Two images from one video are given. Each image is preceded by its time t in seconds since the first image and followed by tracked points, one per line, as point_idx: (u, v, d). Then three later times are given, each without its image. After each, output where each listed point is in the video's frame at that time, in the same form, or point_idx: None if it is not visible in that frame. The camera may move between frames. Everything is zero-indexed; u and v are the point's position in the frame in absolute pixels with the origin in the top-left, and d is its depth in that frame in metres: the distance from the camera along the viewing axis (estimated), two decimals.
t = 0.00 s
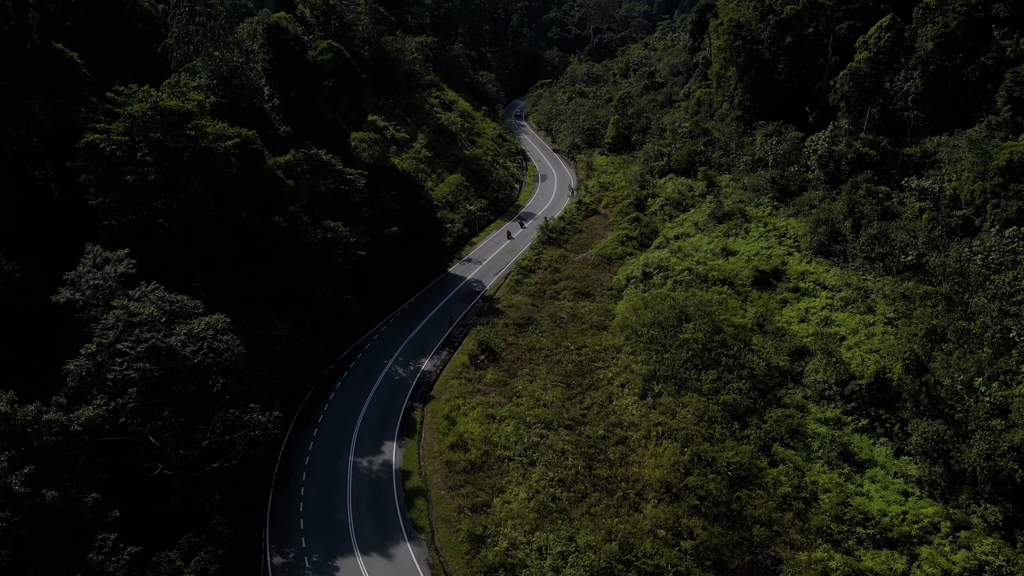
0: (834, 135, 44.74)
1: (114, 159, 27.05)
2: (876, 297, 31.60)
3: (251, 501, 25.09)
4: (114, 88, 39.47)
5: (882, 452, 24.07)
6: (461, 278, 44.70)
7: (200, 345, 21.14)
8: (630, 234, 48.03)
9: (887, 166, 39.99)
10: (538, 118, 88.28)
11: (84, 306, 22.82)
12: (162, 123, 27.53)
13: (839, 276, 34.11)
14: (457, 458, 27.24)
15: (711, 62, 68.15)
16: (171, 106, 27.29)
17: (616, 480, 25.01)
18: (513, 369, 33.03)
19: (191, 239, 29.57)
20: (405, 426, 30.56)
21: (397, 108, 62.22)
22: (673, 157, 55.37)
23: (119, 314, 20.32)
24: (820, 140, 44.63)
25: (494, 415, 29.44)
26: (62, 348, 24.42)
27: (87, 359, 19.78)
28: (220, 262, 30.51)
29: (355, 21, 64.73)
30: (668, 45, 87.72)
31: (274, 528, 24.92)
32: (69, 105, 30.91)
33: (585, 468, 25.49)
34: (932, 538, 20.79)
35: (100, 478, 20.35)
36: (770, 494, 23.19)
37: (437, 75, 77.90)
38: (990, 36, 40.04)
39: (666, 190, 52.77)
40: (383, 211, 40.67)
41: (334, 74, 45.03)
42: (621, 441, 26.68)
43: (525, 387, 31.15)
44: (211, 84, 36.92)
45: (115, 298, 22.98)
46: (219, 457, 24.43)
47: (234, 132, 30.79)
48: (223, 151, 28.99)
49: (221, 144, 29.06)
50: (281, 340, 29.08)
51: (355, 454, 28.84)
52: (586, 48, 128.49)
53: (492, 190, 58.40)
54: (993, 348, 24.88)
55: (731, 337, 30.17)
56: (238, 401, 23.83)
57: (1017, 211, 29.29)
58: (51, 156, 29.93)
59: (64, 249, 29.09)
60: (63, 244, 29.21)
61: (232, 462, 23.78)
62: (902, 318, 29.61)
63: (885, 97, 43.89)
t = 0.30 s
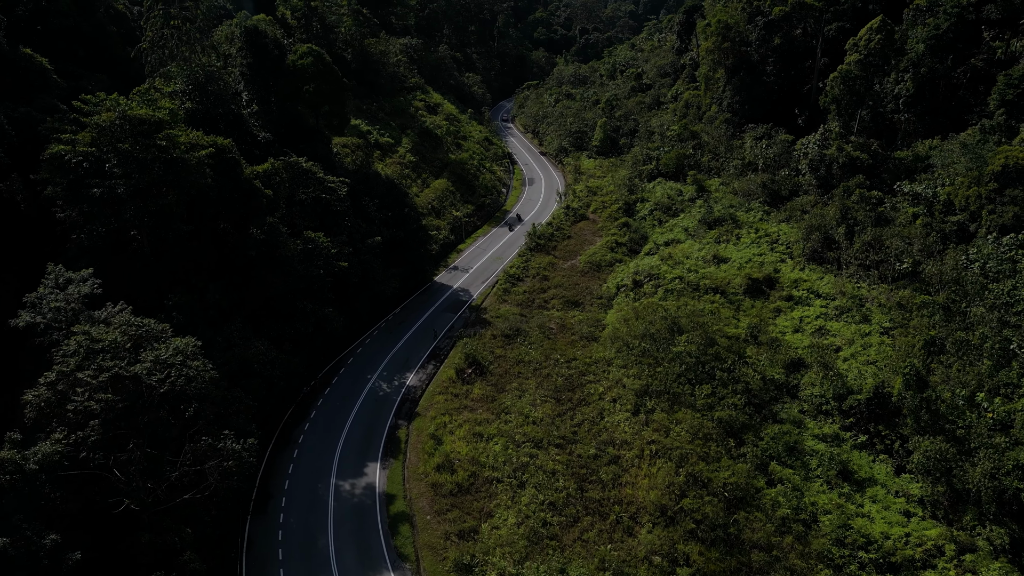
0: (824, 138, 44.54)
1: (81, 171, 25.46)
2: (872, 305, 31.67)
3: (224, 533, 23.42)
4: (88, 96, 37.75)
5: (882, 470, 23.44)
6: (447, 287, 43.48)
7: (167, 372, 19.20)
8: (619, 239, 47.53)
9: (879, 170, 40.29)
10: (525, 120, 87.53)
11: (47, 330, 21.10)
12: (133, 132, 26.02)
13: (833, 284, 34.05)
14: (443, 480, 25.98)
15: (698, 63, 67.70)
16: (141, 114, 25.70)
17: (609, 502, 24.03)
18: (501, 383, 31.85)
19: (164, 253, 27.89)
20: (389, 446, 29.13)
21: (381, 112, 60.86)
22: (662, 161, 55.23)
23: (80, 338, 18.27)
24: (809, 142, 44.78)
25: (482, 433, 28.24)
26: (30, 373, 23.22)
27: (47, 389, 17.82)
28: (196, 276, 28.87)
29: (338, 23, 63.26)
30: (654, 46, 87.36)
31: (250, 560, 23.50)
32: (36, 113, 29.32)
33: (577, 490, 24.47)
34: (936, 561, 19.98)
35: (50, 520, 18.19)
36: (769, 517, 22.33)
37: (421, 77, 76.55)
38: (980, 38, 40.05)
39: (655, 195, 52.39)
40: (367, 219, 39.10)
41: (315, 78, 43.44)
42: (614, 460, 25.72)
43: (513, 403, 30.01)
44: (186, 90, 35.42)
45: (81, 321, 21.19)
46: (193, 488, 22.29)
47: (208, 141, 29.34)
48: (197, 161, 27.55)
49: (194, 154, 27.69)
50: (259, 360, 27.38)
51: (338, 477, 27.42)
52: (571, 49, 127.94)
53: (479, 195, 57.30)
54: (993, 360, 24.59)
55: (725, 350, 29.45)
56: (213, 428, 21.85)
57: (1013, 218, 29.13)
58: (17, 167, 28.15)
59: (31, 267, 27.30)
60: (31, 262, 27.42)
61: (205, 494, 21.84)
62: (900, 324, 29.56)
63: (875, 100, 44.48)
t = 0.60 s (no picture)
0: (822, 142, 43.99)
1: (53, 184, 23.93)
2: (874, 316, 31.29)
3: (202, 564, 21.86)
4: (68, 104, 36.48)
5: (890, 491, 22.64)
6: (440, 297, 42.34)
7: (138, 403, 17.90)
8: (615, 246, 46.85)
9: (879, 174, 40.09)
10: (518, 122, 86.69)
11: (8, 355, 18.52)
12: (108, 142, 24.77)
13: (834, 293, 33.88)
14: (435, 504, 24.85)
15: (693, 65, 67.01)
16: (117, 123, 24.61)
17: (608, 528, 23.08)
18: (495, 399, 30.76)
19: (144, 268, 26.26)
20: (377, 467, 27.81)
21: (372, 115, 59.57)
22: (657, 165, 55.24)
23: (46, 364, 16.72)
24: (805, 146, 44.32)
25: (475, 453, 27.14)
26: None
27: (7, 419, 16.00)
28: (176, 291, 27.29)
29: (327, 25, 62.10)
30: (648, 47, 86.69)
31: None
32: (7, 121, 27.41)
33: (574, 515, 23.50)
34: None
35: (11, 566, 16.17)
36: (774, 543, 21.39)
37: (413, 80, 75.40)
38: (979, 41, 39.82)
39: (651, 200, 51.80)
40: (356, 228, 37.76)
41: (302, 83, 41.86)
42: (612, 482, 24.81)
43: (507, 420, 28.96)
44: (168, 96, 34.23)
45: (50, 347, 19.18)
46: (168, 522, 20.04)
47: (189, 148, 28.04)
48: (177, 172, 26.19)
49: (173, 164, 26.32)
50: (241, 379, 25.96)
51: (324, 499, 25.93)
52: (565, 50, 127.26)
53: (472, 200, 56.21)
54: (1002, 376, 24.04)
55: (726, 364, 28.67)
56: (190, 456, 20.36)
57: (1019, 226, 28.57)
58: None
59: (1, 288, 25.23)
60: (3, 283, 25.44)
61: (184, 529, 20.21)
62: (904, 334, 29.37)
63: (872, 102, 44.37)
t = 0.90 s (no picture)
0: (827, 147, 43.16)
1: (33, 197, 22.95)
2: (884, 329, 30.38)
3: None
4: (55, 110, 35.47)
5: (906, 517, 21.61)
6: (437, 307, 41.32)
7: (113, 435, 16.71)
8: (616, 253, 46.05)
9: (886, 181, 39.21)
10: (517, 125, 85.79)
11: None
12: (91, 152, 23.62)
13: (842, 304, 32.99)
14: (430, 530, 23.80)
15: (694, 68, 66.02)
16: (99, 132, 23.55)
17: (612, 556, 22.09)
18: (493, 415, 29.69)
19: (130, 282, 25.03)
20: (371, 489, 26.69)
21: (368, 119, 58.42)
22: (658, 171, 53.92)
23: (14, 394, 15.50)
24: (810, 151, 43.43)
25: (473, 474, 26.12)
26: None
27: None
28: (163, 306, 26.03)
29: (322, 27, 61.05)
30: (648, 49, 85.74)
31: None
32: None
33: (575, 542, 22.48)
34: None
35: None
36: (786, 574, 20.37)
37: (410, 82, 74.28)
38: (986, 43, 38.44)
39: (652, 206, 50.99)
40: (351, 237, 36.63)
41: (295, 88, 40.83)
42: (616, 506, 23.87)
43: (505, 439, 27.94)
44: (158, 101, 33.20)
45: (22, 373, 17.35)
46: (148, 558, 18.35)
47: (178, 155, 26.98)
48: (162, 183, 25.09)
49: (158, 175, 25.20)
50: (229, 398, 24.85)
51: (315, 524, 24.86)
52: (564, 51, 126.41)
53: (471, 206, 55.30)
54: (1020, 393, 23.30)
55: (732, 381, 27.69)
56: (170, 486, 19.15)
57: None
58: None
59: None
60: None
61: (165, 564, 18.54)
62: (916, 349, 28.44)
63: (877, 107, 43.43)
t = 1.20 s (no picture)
0: (833, 152, 42.23)
1: (10, 210, 21.70)
2: (895, 343, 29.39)
3: None
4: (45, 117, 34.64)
5: (923, 545, 20.58)
6: (434, 317, 40.30)
7: (85, 472, 15.74)
8: (618, 261, 45.18)
9: (894, 188, 38.27)
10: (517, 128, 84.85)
11: None
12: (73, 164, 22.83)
13: (851, 317, 32.03)
14: (425, 557, 22.75)
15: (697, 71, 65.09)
16: (80, 141, 22.82)
17: None
18: (492, 433, 28.66)
19: (113, 298, 23.94)
20: (364, 512, 25.65)
21: (365, 123, 57.44)
22: (661, 176, 53.84)
23: None
24: (816, 157, 42.53)
25: (470, 497, 25.09)
26: None
27: None
28: (149, 321, 25.06)
29: (319, 29, 60.09)
30: (650, 51, 84.84)
31: None
32: None
33: (576, 572, 21.52)
34: None
35: None
36: None
37: (408, 85, 73.30)
38: (996, 47, 38.04)
39: (655, 212, 50.16)
40: (345, 247, 35.61)
41: (288, 93, 40.09)
42: (619, 532, 22.84)
43: (504, 459, 26.93)
44: (147, 106, 32.26)
45: None
46: None
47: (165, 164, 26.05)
48: (147, 195, 24.03)
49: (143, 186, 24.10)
50: (216, 419, 23.87)
51: (305, 550, 23.79)
52: (564, 52, 125.38)
53: (470, 211, 54.35)
54: None
55: (739, 399, 26.72)
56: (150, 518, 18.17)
57: None
58: None
59: None
60: None
61: None
62: (929, 364, 27.50)
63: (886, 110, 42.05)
